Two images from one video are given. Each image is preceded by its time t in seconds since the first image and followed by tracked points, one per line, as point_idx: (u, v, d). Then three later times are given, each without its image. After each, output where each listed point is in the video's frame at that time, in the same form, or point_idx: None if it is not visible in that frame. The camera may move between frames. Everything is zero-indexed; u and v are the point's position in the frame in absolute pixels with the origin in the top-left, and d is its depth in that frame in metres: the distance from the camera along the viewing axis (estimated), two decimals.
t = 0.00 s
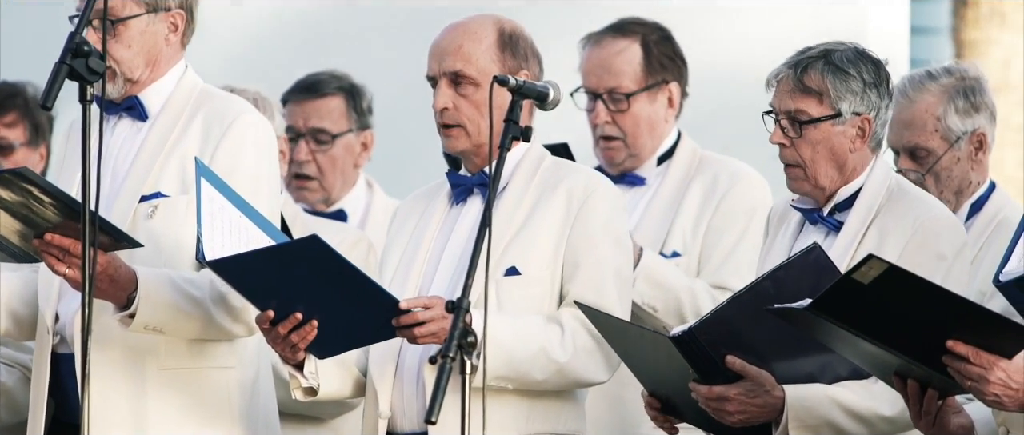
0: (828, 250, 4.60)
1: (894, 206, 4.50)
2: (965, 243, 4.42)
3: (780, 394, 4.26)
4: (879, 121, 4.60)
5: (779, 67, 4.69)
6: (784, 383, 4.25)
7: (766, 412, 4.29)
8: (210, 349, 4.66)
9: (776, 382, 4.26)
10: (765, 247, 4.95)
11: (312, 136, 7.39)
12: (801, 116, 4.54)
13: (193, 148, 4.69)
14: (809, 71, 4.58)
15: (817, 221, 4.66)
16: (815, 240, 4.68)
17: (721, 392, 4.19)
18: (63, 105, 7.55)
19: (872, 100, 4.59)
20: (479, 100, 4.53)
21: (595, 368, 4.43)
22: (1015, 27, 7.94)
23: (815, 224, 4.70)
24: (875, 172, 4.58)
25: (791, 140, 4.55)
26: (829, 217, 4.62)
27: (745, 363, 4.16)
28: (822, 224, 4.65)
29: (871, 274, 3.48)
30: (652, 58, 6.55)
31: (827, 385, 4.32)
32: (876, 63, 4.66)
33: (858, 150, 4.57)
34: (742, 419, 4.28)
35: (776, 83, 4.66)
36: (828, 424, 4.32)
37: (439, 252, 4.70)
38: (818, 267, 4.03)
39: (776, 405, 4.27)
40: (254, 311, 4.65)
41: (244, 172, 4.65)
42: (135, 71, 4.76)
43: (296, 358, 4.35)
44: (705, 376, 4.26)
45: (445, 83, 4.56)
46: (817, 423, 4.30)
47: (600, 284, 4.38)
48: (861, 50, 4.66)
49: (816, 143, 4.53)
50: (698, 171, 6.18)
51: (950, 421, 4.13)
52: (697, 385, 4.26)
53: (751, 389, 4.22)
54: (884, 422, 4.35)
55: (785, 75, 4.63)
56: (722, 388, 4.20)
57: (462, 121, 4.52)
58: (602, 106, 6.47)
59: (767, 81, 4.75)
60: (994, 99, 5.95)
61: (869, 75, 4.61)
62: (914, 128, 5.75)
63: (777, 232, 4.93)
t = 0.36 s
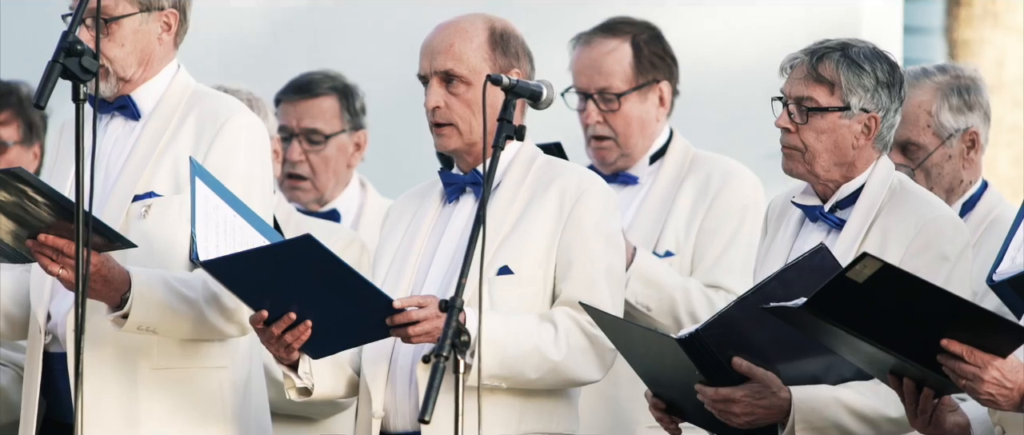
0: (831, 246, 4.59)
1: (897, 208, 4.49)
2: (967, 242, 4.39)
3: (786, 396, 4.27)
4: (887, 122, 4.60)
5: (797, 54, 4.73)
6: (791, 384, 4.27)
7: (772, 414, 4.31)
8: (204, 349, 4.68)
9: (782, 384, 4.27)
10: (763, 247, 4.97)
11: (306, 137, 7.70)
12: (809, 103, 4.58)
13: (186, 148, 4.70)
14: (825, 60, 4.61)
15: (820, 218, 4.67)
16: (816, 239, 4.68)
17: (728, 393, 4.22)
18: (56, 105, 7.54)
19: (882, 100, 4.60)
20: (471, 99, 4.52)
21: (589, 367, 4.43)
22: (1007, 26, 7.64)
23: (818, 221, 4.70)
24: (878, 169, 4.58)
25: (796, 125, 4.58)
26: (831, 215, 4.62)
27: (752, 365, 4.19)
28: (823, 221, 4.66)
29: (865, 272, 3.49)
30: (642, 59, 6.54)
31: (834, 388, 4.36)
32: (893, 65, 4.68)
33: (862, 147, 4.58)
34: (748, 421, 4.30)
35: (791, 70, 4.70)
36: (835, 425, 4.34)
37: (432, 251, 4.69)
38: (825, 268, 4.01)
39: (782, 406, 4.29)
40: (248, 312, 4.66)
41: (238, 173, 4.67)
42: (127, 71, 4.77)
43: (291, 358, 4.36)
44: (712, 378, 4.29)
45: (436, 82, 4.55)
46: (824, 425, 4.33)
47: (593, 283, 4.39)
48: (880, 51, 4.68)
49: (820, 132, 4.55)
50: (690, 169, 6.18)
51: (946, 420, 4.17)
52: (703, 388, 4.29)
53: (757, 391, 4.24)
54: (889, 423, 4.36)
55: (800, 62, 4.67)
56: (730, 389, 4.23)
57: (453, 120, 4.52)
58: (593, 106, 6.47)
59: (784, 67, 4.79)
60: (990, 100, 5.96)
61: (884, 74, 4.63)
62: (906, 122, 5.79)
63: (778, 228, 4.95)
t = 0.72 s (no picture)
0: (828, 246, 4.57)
1: (887, 208, 4.50)
2: (963, 244, 4.40)
3: (785, 395, 4.25)
4: (882, 121, 4.63)
5: (791, 54, 4.74)
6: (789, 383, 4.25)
7: (771, 413, 4.30)
8: (198, 350, 4.68)
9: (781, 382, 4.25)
10: (755, 250, 4.94)
11: (298, 138, 8.10)
12: (804, 105, 4.59)
13: (180, 149, 4.68)
14: (820, 61, 4.62)
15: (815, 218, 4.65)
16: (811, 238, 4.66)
17: (727, 392, 4.21)
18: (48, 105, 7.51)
19: (877, 100, 4.62)
20: (466, 100, 4.52)
21: (586, 369, 4.42)
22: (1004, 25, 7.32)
23: (812, 221, 4.68)
24: (873, 167, 4.58)
25: (791, 127, 4.59)
26: (826, 215, 4.59)
27: (750, 363, 4.16)
28: (817, 220, 4.64)
29: (863, 272, 3.50)
30: (633, 61, 6.52)
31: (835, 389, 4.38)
32: (887, 65, 4.70)
33: (857, 148, 4.60)
34: (747, 420, 4.30)
35: (785, 70, 4.71)
36: (833, 425, 4.35)
37: (427, 252, 4.69)
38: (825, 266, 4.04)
39: (782, 405, 4.27)
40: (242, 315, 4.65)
41: (232, 173, 4.66)
42: (122, 69, 4.77)
43: (288, 365, 4.34)
44: (710, 377, 4.28)
45: (431, 83, 4.55)
46: (823, 424, 4.33)
47: (589, 284, 4.38)
48: (874, 51, 4.70)
49: (815, 134, 4.57)
50: (682, 170, 6.17)
51: (941, 421, 4.17)
52: (702, 386, 4.29)
53: (756, 390, 4.22)
54: (887, 423, 4.38)
55: (795, 63, 4.68)
56: (728, 388, 4.22)
57: (448, 121, 4.51)
58: (583, 107, 6.48)
59: (777, 67, 4.79)
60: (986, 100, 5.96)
61: (879, 74, 4.64)
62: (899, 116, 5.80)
63: (769, 229, 4.93)
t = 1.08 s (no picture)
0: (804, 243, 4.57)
1: (870, 201, 4.51)
2: (941, 238, 4.45)
3: (762, 388, 4.21)
4: (858, 118, 4.61)
5: (764, 55, 4.72)
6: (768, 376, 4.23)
7: (748, 406, 4.25)
8: (183, 348, 4.69)
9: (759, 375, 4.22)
10: (732, 246, 4.93)
11: (287, 135, 7.97)
12: (779, 105, 4.57)
13: (170, 146, 4.69)
14: (793, 61, 4.60)
15: (792, 215, 4.65)
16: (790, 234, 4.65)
17: (703, 384, 4.19)
18: (36, 104, 7.48)
19: (852, 97, 4.60)
20: (456, 100, 4.52)
21: (576, 368, 4.43)
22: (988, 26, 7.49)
23: (788, 220, 4.68)
24: (851, 165, 4.59)
25: (768, 126, 4.59)
26: (804, 212, 4.60)
27: (727, 355, 4.13)
28: (796, 217, 4.65)
29: (851, 270, 3.49)
30: (619, 61, 6.53)
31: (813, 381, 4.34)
32: (861, 61, 4.68)
33: (834, 146, 4.59)
34: (724, 413, 4.26)
35: (760, 71, 4.70)
36: (813, 419, 4.32)
37: (417, 250, 4.69)
38: (795, 256, 4.07)
39: (759, 398, 4.23)
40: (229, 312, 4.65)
41: (221, 171, 4.65)
42: (112, 66, 4.76)
43: (278, 362, 4.34)
44: (688, 371, 4.26)
45: (422, 83, 4.54)
46: (800, 416, 4.30)
47: (579, 284, 4.38)
48: (848, 48, 4.68)
49: (792, 133, 4.56)
50: (668, 170, 6.19)
51: (929, 419, 4.21)
52: (679, 380, 4.26)
53: (732, 381, 4.18)
54: (866, 416, 4.37)
55: (769, 63, 4.67)
56: (704, 381, 4.19)
57: (439, 121, 4.50)
58: (569, 108, 6.47)
59: (751, 69, 4.78)
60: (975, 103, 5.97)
61: (853, 71, 4.63)
62: (886, 111, 5.80)
63: (748, 225, 4.92)
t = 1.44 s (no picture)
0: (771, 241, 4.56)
1: (840, 196, 4.47)
2: (910, 228, 4.41)
3: (737, 383, 4.21)
4: (818, 112, 4.60)
5: (712, 75, 4.68)
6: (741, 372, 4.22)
7: (724, 402, 4.23)
8: (165, 343, 4.69)
9: (732, 372, 4.21)
10: (698, 240, 4.94)
11: (265, 131, 7.63)
12: (741, 123, 4.54)
13: (148, 143, 4.68)
14: (742, 76, 4.57)
15: (762, 211, 4.62)
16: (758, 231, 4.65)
17: (679, 383, 4.15)
18: (16, 101, 7.45)
19: (808, 93, 4.58)
20: (439, 96, 4.51)
21: (560, 364, 4.44)
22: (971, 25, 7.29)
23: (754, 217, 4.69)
24: (819, 159, 4.57)
25: (735, 146, 4.55)
26: (773, 208, 4.58)
27: (701, 353, 4.13)
28: (764, 214, 4.62)
29: (827, 268, 3.51)
30: (602, 59, 6.57)
31: (786, 374, 4.29)
32: (805, 55, 4.65)
33: (802, 144, 4.57)
34: (700, 411, 4.23)
35: (712, 92, 4.66)
36: (788, 412, 4.29)
37: (400, 245, 4.69)
38: (766, 250, 4.09)
39: (733, 394, 4.21)
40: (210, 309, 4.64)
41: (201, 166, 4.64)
42: (87, 66, 4.75)
43: (259, 346, 4.36)
44: (663, 370, 4.24)
45: (406, 77, 4.54)
46: (775, 409, 4.26)
47: (562, 280, 4.38)
48: (789, 45, 4.65)
49: (759, 146, 4.53)
50: (650, 166, 6.19)
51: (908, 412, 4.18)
52: (654, 379, 4.24)
53: (708, 379, 4.17)
54: (842, 408, 4.32)
55: (718, 83, 4.63)
56: (680, 379, 4.16)
57: (421, 117, 4.50)
58: (552, 105, 6.48)
59: (703, 90, 4.74)
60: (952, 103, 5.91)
61: (802, 69, 4.60)
62: (861, 109, 5.84)
63: (713, 221, 4.93)
